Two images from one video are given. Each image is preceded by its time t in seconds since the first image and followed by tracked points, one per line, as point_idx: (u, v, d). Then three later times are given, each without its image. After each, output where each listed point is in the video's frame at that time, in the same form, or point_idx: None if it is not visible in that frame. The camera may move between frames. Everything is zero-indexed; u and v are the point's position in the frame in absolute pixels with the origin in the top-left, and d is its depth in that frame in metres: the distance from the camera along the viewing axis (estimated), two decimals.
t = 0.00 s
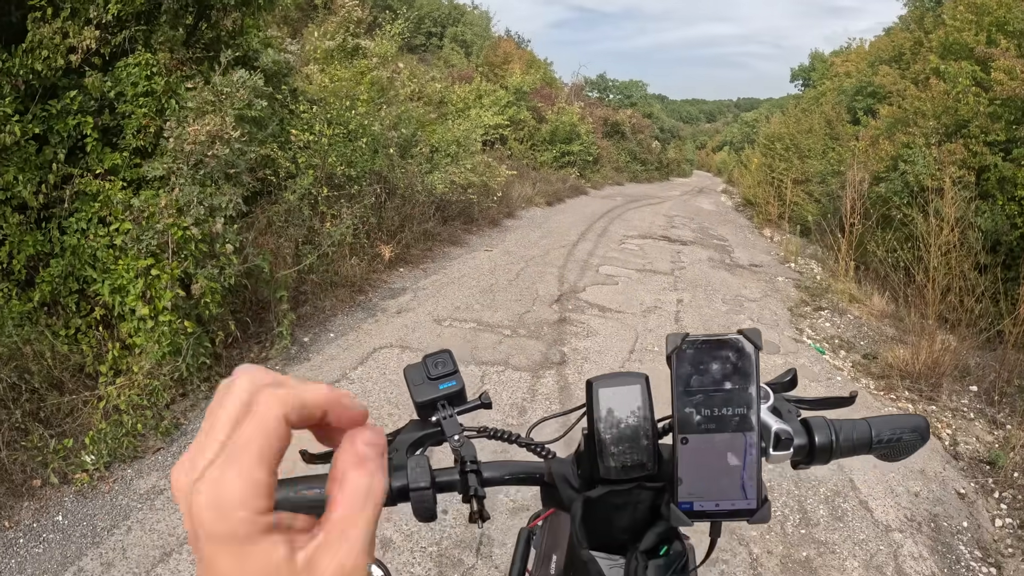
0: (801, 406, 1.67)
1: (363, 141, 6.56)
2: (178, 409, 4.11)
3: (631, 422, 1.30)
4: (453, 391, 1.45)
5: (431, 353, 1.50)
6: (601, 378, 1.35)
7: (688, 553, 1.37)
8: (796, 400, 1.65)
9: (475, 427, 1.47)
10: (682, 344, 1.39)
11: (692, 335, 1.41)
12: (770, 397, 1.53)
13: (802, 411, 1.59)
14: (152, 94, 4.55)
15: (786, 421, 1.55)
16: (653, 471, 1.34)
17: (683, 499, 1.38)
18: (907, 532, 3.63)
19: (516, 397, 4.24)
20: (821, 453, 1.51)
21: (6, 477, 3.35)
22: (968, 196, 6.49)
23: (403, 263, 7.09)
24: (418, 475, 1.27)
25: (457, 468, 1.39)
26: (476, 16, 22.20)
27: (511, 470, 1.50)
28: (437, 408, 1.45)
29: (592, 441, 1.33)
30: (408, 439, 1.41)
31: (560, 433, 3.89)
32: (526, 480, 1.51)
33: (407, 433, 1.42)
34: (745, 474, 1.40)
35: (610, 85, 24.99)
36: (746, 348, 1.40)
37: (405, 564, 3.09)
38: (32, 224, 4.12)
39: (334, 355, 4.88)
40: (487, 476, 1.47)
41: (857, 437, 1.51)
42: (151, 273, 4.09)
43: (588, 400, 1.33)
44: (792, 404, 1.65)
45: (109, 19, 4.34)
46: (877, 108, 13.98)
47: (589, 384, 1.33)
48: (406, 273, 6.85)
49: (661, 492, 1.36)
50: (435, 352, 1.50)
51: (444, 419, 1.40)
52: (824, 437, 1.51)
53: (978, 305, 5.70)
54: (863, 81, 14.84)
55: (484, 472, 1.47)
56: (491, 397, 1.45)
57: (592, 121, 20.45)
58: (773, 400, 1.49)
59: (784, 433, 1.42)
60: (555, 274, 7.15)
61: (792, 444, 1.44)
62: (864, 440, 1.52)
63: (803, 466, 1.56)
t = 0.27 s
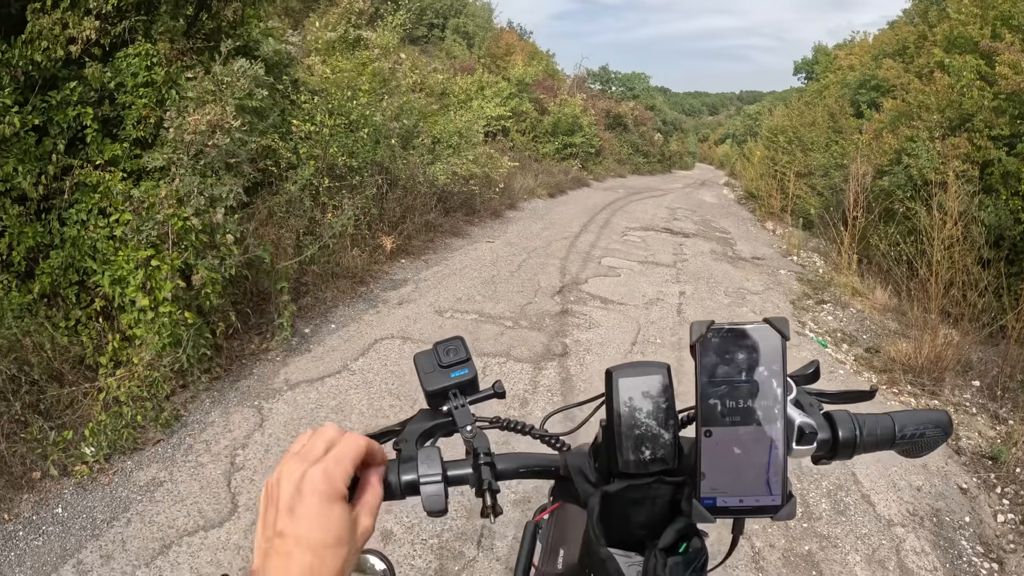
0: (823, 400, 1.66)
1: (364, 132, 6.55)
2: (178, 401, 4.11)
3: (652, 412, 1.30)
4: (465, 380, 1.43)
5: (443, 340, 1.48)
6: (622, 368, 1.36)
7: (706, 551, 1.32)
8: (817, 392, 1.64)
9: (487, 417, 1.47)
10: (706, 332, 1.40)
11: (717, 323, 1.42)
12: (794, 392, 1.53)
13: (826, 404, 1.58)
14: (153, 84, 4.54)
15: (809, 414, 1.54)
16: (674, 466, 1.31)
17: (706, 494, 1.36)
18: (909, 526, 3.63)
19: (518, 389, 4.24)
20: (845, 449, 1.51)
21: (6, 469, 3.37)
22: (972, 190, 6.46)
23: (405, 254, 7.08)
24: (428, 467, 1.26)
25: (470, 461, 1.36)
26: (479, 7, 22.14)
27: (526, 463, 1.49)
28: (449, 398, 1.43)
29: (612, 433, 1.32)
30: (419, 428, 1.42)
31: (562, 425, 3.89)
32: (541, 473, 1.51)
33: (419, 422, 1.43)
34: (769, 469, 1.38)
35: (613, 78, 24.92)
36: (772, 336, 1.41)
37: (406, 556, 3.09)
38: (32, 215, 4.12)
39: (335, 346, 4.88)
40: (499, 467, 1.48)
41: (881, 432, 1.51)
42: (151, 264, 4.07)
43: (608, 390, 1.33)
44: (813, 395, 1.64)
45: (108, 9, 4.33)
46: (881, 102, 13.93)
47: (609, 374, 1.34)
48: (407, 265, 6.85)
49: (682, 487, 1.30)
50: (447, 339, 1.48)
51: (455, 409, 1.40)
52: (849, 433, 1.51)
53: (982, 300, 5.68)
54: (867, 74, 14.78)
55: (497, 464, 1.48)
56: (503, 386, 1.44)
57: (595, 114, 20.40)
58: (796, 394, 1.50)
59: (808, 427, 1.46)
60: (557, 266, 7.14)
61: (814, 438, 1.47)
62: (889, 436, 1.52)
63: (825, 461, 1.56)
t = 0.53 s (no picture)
0: (828, 402, 1.65)
1: (365, 126, 6.53)
2: (177, 397, 4.10)
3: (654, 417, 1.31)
4: (464, 382, 1.40)
5: (442, 341, 1.45)
6: (625, 371, 1.35)
7: (709, 558, 1.30)
8: (823, 394, 1.63)
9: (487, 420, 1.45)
10: (713, 335, 1.37)
11: (723, 326, 1.39)
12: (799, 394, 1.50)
13: (831, 408, 1.57)
14: (151, 79, 4.53)
15: (815, 418, 1.52)
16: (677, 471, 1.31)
17: (709, 500, 1.33)
18: (909, 524, 3.62)
19: (518, 384, 4.23)
20: (850, 453, 1.50)
21: (5, 466, 3.35)
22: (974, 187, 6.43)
23: (405, 249, 7.07)
24: (427, 472, 1.23)
25: (469, 466, 1.35)
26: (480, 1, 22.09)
27: (527, 467, 1.47)
28: (448, 400, 1.40)
29: (615, 437, 1.32)
30: (418, 432, 1.40)
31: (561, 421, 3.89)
32: (542, 478, 1.48)
33: (417, 425, 1.41)
34: (775, 476, 1.36)
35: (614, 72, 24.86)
36: (779, 341, 1.39)
37: (405, 553, 3.08)
38: (29, 211, 4.11)
39: (335, 341, 4.87)
40: (499, 471, 1.46)
41: (887, 437, 1.51)
42: (150, 259, 4.05)
43: (610, 392, 1.32)
44: (818, 398, 1.63)
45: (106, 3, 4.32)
46: (883, 97, 13.89)
47: (611, 376, 1.33)
48: (408, 259, 6.84)
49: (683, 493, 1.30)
50: (446, 340, 1.45)
51: (455, 412, 1.37)
52: (854, 437, 1.50)
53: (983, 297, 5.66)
54: (869, 69, 14.74)
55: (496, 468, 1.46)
56: (503, 389, 1.41)
57: (596, 108, 20.36)
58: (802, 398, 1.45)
59: (814, 432, 1.41)
60: (557, 261, 7.13)
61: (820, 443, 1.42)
62: (895, 440, 1.52)
63: (830, 464, 1.55)
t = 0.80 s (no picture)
0: (840, 409, 1.62)
1: (365, 122, 6.51)
2: (178, 395, 4.08)
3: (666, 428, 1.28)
4: (470, 391, 1.37)
5: (447, 348, 1.43)
6: (637, 381, 1.32)
7: (722, 569, 1.28)
8: (836, 402, 1.61)
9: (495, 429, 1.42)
10: (728, 346, 1.36)
11: (738, 336, 1.39)
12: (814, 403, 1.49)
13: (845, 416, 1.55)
14: (150, 75, 4.51)
15: (830, 428, 1.50)
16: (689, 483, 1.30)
17: (724, 514, 1.34)
18: (912, 523, 3.60)
19: (519, 381, 4.22)
20: (865, 463, 1.48)
21: (4, 466, 3.34)
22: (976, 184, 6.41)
23: (406, 245, 7.05)
24: (433, 486, 1.22)
25: (477, 479, 1.31)
26: None
27: (536, 479, 1.43)
28: (454, 409, 1.38)
29: (625, 449, 1.29)
30: (425, 442, 1.37)
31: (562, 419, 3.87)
32: (552, 491, 1.43)
33: (424, 435, 1.38)
34: (791, 489, 1.36)
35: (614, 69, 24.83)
36: (794, 352, 1.38)
37: (406, 552, 3.06)
38: (28, 209, 4.09)
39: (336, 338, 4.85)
40: (507, 483, 1.41)
41: (902, 446, 1.49)
42: (150, 257, 4.03)
43: (620, 403, 1.29)
44: (831, 406, 1.61)
45: None
46: (885, 93, 13.86)
47: (622, 387, 1.29)
48: (408, 255, 6.82)
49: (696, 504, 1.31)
50: (451, 347, 1.43)
51: (460, 422, 1.34)
52: (870, 446, 1.48)
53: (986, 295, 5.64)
54: (871, 66, 14.72)
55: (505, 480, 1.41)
56: (511, 397, 1.37)
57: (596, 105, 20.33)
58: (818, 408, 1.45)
59: (828, 443, 1.41)
60: (559, 257, 7.11)
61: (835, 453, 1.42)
62: (909, 449, 1.51)
63: (844, 474, 1.54)
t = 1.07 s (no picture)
0: (839, 407, 1.62)
1: (365, 120, 6.50)
2: (177, 393, 4.07)
3: (662, 425, 1.29)
4: (464, 388, 1.39)
5: (441, 345, 1.44)
6: (634, 377, 1.33)
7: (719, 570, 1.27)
8: (833, 400, 1.60)
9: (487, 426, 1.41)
10: (724, 342, 1.37)
11: (734, 333, 1.39)
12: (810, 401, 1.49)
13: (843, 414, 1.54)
14: (149, 73, 4.50)
15: (828, 425, 1.49)
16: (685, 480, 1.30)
17: (720, 512, 1.32)
18: (912, 522, 3.60)
19: (519, 379, 4.22)
20: (863, 461, 1.48)
21: (4, 465, 3.33)
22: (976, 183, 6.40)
23: (406, 243, 7.05)
24: (425, 485, 1.21)
25: (470, 477, 1.31)
26: None
27: (531, 478, 1.42)
28: (447, 407, 1.39)
29: (621, 446, 1.30)
30: (417, 440, 1.36)
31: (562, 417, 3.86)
32: (546, 490, 1.43)
33: (417, 433, 1.37)
34: (788, 488, 1.34)
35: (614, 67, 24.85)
36: (791, 348, 1.39)
37: (406, 551, 3.06)
38: (28, 207, 4.08)
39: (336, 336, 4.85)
40: (502, 481, 1.41)
41: (900, 444, 1.49)
42: (149, 255, 4.02)
43: (616, 399, 1.30)
44: (829, 403, 1.61)
45: None
46: (885, 92, 13.85)
47: (618, 384, 1.30)
48: (408, 253, 6.82)
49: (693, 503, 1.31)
50: (446, 344, 1.44)
51: (454, 419, 1.34)
52: (868, 443, 1.48)
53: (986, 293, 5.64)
54: (871, 64, 14.73)
55: (498, 479, 1.41)
56: (505, 395, 1.38)
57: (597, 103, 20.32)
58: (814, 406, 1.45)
59: (826, 441, 1.40)
60: (559, 255, 7.10)
61: (832, 451, 1.41)
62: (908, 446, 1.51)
63: (842, 472, 1.53)
